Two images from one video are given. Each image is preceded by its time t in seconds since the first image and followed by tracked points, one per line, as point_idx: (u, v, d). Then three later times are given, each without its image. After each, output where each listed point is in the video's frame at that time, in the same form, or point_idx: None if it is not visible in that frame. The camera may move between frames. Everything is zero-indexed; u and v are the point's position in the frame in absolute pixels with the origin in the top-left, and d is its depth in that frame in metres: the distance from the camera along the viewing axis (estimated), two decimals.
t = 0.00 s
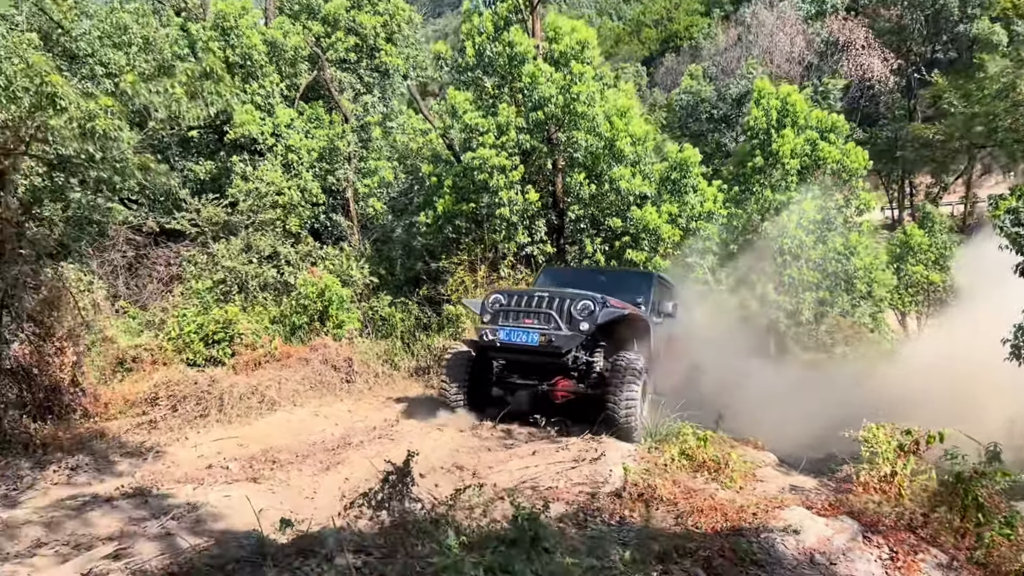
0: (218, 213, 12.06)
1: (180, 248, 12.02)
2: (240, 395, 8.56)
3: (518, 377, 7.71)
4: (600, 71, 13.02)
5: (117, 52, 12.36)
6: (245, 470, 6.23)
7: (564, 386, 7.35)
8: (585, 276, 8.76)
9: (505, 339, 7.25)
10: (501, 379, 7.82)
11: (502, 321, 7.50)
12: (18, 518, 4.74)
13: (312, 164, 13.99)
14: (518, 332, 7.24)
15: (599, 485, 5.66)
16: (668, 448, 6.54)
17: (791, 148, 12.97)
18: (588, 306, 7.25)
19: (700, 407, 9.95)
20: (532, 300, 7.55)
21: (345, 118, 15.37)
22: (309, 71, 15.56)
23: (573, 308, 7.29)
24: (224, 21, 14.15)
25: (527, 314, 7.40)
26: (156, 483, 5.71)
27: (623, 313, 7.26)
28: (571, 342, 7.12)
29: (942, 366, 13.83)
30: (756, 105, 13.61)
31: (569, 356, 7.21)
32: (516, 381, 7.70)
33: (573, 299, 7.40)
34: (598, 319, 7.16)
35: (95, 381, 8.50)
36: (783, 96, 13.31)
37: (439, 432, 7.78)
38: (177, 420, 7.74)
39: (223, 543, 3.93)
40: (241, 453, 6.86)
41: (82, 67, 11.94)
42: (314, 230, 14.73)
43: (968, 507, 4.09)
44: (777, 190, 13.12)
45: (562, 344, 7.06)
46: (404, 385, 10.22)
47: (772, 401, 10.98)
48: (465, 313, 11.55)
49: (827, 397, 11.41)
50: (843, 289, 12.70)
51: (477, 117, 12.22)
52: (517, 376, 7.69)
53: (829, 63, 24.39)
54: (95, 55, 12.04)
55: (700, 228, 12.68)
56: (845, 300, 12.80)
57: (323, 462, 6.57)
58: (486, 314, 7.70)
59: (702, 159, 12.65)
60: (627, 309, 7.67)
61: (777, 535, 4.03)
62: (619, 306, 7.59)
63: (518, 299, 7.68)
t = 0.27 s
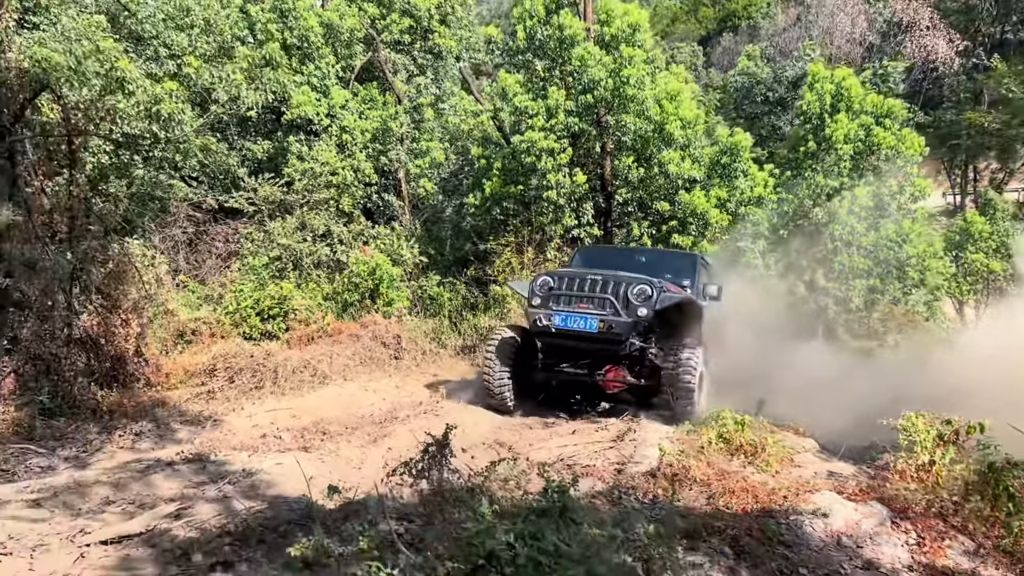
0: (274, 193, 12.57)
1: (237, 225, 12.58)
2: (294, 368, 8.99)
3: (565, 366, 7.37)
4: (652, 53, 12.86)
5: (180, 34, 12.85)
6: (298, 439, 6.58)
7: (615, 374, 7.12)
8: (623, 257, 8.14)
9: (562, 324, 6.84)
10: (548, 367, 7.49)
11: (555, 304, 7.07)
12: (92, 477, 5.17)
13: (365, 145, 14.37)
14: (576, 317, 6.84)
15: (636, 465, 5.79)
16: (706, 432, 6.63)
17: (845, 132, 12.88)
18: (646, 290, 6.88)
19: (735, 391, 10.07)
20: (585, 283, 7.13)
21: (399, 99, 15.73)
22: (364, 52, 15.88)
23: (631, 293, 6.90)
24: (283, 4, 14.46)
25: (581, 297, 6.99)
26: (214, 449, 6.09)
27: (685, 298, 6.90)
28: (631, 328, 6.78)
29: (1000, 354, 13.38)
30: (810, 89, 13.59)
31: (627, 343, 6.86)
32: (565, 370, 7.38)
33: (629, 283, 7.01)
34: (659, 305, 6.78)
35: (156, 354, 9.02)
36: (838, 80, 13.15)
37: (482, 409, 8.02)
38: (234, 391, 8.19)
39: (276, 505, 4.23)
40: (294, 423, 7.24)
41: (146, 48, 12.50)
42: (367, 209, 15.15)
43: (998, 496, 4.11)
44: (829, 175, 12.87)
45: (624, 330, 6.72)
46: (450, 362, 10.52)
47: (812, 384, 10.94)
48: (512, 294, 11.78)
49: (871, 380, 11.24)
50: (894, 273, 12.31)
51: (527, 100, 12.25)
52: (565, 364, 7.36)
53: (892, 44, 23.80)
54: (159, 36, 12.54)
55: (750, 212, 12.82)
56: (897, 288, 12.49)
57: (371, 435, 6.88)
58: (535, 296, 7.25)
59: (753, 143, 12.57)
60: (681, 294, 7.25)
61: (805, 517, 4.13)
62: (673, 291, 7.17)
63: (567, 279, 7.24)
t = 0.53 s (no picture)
0: (306, 167, 12.87)
1: (270, 201, 12.85)
2: (323, 337, 9.28)
3: (588, 354, 6.70)
4: (682, 32, 12.73)
5: (215, 12, 13.13)
6: (323, 402, 6.81)
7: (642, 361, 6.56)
8: (641, 232, 7.42)
9: (588, 320, 6.31)
10: (569, 355, 6.79)
11: (579, 296, 6.50)
12: (127, 429, 5.43)
13: (395, 122, 14.55)
14: (604, 313, 6.30)
15: (647, 424, 5.92)
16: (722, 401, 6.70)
17: (875, 112, 12.68)
18: (677, 282, 6.31)
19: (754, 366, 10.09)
20: (611, 271, 6.53)
21: (429, 78, 15.82)
22: (395, 31, 16.00)
23: (660, 284, 6.32)
24: None
25: (607, 288, 6.43)
26: (242, 408, 6.34)
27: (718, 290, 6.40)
28: (662, 323, 6.29)
29: None
30: (841, 68, 13.40)
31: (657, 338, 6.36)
32: (587, 359, 6.72)
33: (657, 271, 6.43)
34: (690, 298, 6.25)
35: (190, 322, 9.33)
36: (870, 59, 12.97)
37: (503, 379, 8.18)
38: (263, 357, 8.47)
39: (298, 455, 4.42)
40: (320, 388, 7.49)
41: (183, 27, 12.81)
42: (397, 187, 15.36)
43: (997, 465, 4.21)
44: (859, 156, 12.64)
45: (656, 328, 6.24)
46: (474, 335, 10.72)
47: (831, 364, 10.96)
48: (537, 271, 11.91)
49: (892, 362, 11.21)
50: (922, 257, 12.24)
51: (554, 78, 12.29)
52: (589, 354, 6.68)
53: (933, 24, 23.13)
54: (195, 15, 12.84)
55: (777, 190, 12.56)
56: (925, 270, 12.35)
57: (393, 400, 7.09)
58: (556, 285, 6.64)
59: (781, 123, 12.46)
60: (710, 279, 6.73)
61: (807, 481, 4.25)
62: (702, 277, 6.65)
63: (592, 265, 6.61)
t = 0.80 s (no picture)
0: (317, 158, 13.09)
1: (281, 189, 12.99)
2: (331, 324, 9.44)
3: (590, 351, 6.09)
4: (690, 22, 12.68)
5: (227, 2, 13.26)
6: (328, 387, 6.97)
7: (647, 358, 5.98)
8: (646, 220, 6.74)
9: (593, 322, 5.73)
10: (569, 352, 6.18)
11: (584, 295, 5.89)
12: (137, 411, 5.60)
13: (405, 112, 14.65)
14: (610, 315, 5.72)
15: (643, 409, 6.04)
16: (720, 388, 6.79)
17: (884, 102, 12.66)
18: (688, 282, 5.72)
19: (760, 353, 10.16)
20: (618, 268, 5.89)
21: (439, 68, 15.90)
22: (406, 21, 16.06)
23: (670, 284, 5.73)
24: None
25: (613, 287, 5.82)
26: (249, 393, 6.51)
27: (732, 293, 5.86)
28: (672, 327, 5.73)
29: None
30: (849, 59, 13.34)
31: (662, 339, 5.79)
32: (587, 356, 6.11)
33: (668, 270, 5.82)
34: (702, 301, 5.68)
35: (201, 307, 9.52)
36: (879, 50, 12.92)
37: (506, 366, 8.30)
38: (273, 343, 8.64)
39: (300, 436, 4.57)
40: (326, 373, 7.65)
41: (196, 17, 12.97)
42: (407, 176, 15.48)
43: (980, 451, 4.31)
44: (867, 146, 12.66)
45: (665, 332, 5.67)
46: (480, 323, 10.84)
47: (836, 353, 11.03)
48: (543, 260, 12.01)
49: (896, 352, 11.30)
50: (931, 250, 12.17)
51: (561, 69, 12.30)
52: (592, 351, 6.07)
53: (950, 13, 22.94)
54: (208, 6, 13.02)
55: (784, 180, 12.39)
56: (934, 260, 12.16)
57: (396, 386, 7.22)
58: (560, 280, 6.02)
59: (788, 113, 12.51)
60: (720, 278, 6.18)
61: (792, 465, 4.36)
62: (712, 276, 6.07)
63: (598, 259, 5.95)
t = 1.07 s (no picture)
0: (315, 162, 13.15)
1: (280, 193, 13.10)
2: (326, 325, 9.58)
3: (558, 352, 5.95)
4: (684, 30, 12.85)
5: (228, 8, 13.44)
6: (322, 387, 7.10)
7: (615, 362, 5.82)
8: (630, 219, 6.80)
9: (558, 329, 5.58)
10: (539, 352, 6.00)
11: (552, 299, 5.78)
12: (135, 409, 5.74)
13: (403, 117, 14.81)
14: (574, 321, 5.56)
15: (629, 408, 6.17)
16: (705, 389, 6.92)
17: (874, 110, 12.87)
18: (656, 288, 5.53)
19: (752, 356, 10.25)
20: (587, 272, 5.76)
21: (437, 73, 16.09)
22: (405, 27, 16.25)
23: (638, 289, 5.57)
24: None
25: (581, 293, 5.69)
26: (245, 392, 6.65)
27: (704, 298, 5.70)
28: (639, 333, 5.55)
29: None
30: (840, 68, 13.62)
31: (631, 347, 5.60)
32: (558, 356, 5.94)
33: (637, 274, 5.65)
34: (670, 306, 5.51)
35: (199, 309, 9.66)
36: (868, 58, 13.17)
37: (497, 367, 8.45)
38: (269, 344, 8.76)
39: (293, 432, 4.70)
40: (321, 374, 7.79)
41: (196, 22, 13.06)
42: (405, 180, 15.64)
43: (951, 450, 4.45)
44: (857, 153, 12.98)
45: (631, 340, 5.48)
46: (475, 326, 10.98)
47: (827, 358, 11.17)
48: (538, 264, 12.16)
49: (886, 356, 11.47)
50: (919, 254, 12.27)
51: (556, 75, 12.46)
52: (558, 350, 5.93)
53: (946, 21, 23.17)
54: (208, 11, 13.15)
55: (775, 186, 12.78)
56: (923, 267, 12.27)
57: (389, 386, 7.35)
58: (530, 283, 5.95)
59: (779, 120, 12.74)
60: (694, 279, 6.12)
61: (769, 462, 4.50)
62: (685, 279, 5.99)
63: (569, 263, 5.83)
